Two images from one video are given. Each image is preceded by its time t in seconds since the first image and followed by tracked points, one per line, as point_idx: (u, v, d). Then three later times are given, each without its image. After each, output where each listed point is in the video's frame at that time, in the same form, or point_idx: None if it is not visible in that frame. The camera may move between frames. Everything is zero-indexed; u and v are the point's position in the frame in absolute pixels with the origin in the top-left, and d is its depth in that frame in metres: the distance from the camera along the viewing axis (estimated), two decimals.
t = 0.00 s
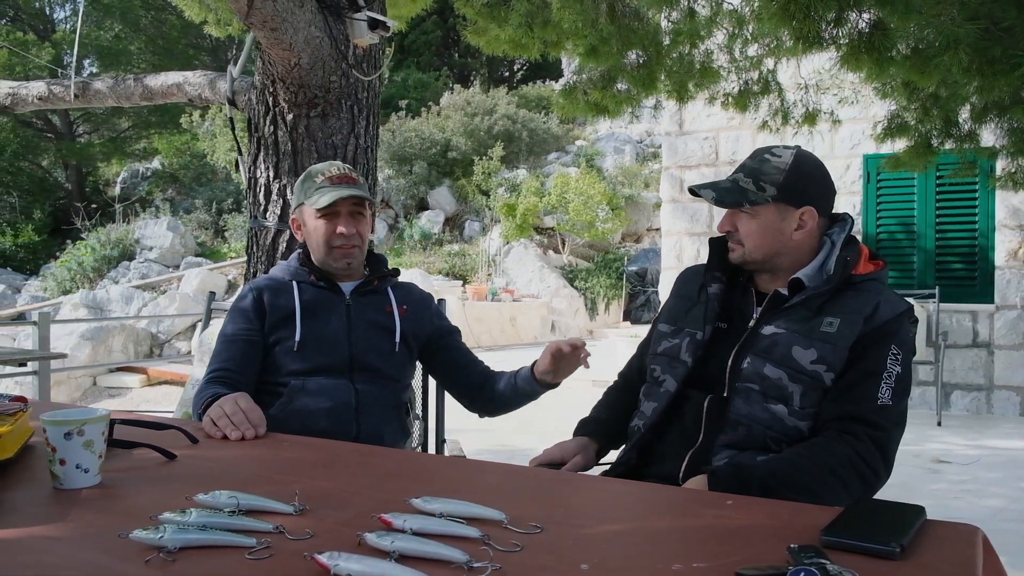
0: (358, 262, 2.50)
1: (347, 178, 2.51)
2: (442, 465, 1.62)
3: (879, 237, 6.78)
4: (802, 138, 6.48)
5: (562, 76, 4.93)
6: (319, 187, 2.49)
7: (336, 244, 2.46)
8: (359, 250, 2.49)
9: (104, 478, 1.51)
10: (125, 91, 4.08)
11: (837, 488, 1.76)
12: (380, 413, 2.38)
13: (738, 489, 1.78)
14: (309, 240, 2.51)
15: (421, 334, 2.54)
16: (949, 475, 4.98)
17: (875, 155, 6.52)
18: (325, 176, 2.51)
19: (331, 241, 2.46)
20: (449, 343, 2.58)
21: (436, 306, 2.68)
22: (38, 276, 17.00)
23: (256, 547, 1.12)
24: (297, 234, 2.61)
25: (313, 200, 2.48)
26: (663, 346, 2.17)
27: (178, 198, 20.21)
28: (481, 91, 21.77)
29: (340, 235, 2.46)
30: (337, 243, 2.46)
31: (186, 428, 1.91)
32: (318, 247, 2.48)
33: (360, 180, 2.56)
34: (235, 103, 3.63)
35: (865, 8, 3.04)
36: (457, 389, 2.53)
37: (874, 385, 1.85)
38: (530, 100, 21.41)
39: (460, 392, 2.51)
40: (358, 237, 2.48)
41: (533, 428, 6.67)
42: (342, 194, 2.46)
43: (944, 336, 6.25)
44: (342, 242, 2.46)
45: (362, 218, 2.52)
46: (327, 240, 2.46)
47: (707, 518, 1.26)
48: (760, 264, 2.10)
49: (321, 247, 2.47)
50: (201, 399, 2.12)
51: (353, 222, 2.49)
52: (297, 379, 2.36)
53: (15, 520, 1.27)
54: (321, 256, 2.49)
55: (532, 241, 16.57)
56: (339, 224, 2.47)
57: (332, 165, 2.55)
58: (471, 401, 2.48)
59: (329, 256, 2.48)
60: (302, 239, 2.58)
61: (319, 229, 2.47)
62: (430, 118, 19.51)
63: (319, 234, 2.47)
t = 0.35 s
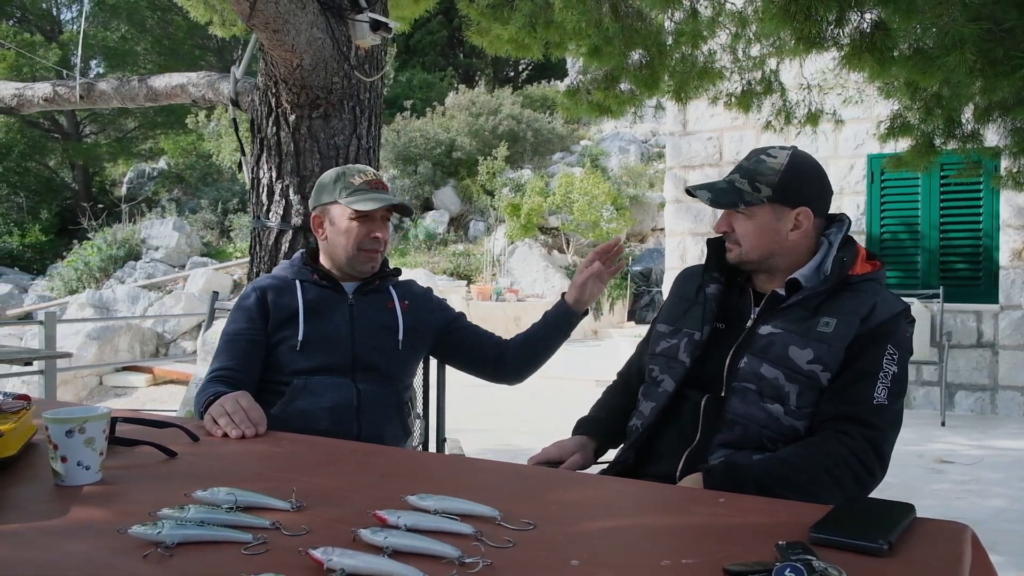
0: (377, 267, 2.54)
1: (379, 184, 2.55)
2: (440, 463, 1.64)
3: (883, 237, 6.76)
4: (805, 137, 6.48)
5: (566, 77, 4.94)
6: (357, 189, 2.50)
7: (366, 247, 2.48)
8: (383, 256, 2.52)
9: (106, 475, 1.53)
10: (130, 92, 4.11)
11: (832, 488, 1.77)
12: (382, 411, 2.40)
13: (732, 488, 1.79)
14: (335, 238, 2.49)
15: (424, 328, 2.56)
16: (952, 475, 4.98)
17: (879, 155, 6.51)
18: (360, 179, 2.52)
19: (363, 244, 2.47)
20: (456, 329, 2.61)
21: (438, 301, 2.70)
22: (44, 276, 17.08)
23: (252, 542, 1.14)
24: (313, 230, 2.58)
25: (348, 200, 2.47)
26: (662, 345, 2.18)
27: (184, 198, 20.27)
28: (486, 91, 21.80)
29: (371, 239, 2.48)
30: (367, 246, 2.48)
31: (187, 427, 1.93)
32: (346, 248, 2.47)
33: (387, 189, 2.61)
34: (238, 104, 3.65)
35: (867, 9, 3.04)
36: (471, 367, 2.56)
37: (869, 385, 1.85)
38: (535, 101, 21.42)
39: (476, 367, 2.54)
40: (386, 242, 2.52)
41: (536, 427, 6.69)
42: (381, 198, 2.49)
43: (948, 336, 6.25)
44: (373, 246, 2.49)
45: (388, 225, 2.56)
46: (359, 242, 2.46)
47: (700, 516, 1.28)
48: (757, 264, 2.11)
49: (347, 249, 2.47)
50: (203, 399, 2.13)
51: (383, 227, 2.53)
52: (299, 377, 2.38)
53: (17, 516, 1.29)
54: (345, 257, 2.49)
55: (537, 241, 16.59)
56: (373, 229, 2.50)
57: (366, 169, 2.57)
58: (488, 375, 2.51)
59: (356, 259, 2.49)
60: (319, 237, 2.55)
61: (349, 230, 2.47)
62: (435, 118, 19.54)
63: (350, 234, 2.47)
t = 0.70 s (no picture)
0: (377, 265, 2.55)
1: (377, 183, 2.56)
2: (434, 460, 1.66)
3: (885, 237, 6.74)
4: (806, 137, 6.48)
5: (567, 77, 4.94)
6: (355, 188, 2.51)
7: (366, 247, 2.50)
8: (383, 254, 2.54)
9: (103, 472, 1.55)
10: (132, 93, 4.14)
11: (823, 486, 1.79)
12: (379, 410, 2.41)
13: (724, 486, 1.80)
14: (334, 238, 2.50)
15: (420, 329, 2.57)
16: (952, 474, 4.98)
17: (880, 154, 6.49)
18: (358, 178, 2.53)
19: (363, 243, 2.49)
20: (454, 329, 2.62)
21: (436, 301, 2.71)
22: (49, 275, 17.14)
23: (244, 537, 1.16)
24: (313, 231, 2.59)
25: (346, 200, 2.49)
26: (656, 345, 2.19)
27: (188, 198, 20.32)
28: (490, 91, 21.81)
29: (371, 238, 2.50)
30: (367, 245, 2.49)
31: (185, 424, 1.95)
32: (346, 247, 2.48)
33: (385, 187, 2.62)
34: (239, 104, 3.67)
35: (865, 9, 3.05)
36: (465, 371, 2.56)
37: (861, 383, 1.87)
38: (538, 100, 21.43)
39: (469, 371, 2.53)
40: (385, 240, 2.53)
41: (537, 426, 6.69)
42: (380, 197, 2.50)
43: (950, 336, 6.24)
44: (373, 245, 2.50)
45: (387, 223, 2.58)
46: (359, 241, 2.48)
47: (688, 513, 1.29)
48: (749, 264, 2.12)
49: (348, 250, 2.49)
50: (201, 397, 2.15)
51: (383, 226, 2.54)
52: (296, 376, 2.40)
53: (15, 510, 1.31)
54: (346, 257, 2.50)
55: (540, 241, 16.60)
56: (373, 228, 2.51)
57: (363, 168, 2.58)
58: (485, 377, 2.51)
59: (357, 258, 2.50)
60: (318, 239, 2.56)
61: (349, 231, 2.48)
62: (438, 118, 19.57)
63: (350, 235, 2.48)
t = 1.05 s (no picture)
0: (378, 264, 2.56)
1: (377, 182, 2.57)
2: (428, 459, 1.67)
3: (887, 237, 6.72)
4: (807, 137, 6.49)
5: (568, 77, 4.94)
6: (355, 187, 2.52)
7: (367, 245, 2.50)
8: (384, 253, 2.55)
9: (101, 470, 1.56)
10: (133, 93, 4.16)
11: (819, 485, 1.79)
12: (377, 409, 2.42)
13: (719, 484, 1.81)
14: (335, 237, 2.51)
15: (418, 327, 2.58)
16: (953, 474, 4.97)
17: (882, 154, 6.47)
18: (358, 178, 2.54)
19: (364, 241, 2.50)
20: (452, 327, 2.63)
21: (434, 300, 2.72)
22: (53, 275, 17.18)
23: (238, 534, 1.17)
24: (314, 231, 2.60)
25: (346, 199, 2.50)
26: (653, 345, 2.20)
27: (192, 198, 20.36)
28: (493, 91, 21.82)
29: (371, 236, 2.51)
30: (368, 244, 2.50)
31: (183, 423, 1.96)
32: (347, 246, 2.49)
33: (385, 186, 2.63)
34: (240, 104, 3.69)
35: (864, 9, 3.05)
36: (465, 366, 2.57)
37: (857, 383, 1.87)
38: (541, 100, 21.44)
39: (469, 366, 2.54)
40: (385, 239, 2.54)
41: (539, 426, 6.70)
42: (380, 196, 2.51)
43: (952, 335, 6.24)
44: (373, 243, 2.51)
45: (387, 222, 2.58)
46: (360, 240, 2.49)
47: (680, 512, 1.29)
48: (747, 264, 2.13)
49: (349, 248, 2.49)
50: (200, 397, 2.16)
51: (383, 225, 2.55)
52: (295, 375, 2.41)
53: (13, 508, 1.32)
54: (347, 255, 2.51)
55: (542, 241, 16.61)
56: (373, 226, 2.52)
57: (363, 168, 2.59)
58: (484, 373, 2.51)
59: (357, 257, 2.51)
60: (318, 239, 2.57)
61: (349, 229, 2.49)
62: (441, 118, 19.59)
63: (350, 234, 2.49)
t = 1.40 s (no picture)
0: (358, 266, 2.54)
1: (352, 182, 2.53)
2: (426, 458, 1.67)
3: (889, 236, 6.72)
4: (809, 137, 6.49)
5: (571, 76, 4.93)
6: (325, 189, 2.52)
7: (337, 248, 2.50)
8: (359, 254, 2.52)
9: (102, 468, 1.56)
10: (136, 94, 4.17)
11: (818, 485, 1.80)
12: (377, 408, 2.43)
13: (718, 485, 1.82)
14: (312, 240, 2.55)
15: (416, 327, 2.58)
16: (955, 474, 4.97)
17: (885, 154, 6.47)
18: (330, 179, 2.53)
19: (333, 244, 2.50)
20: (451, 326, 2.63)
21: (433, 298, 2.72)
22: (57, 275, 17.22)
23: (238, 533, 1.17)
24: (304, 230, 2.66)
25: (315, 201, 2.51)
26: (653, 346, 2.20)
27: (195, 198, 20.39)
28: (496, 90, 21.82)
29: (341, 239, 2.50)
30: (338, 246, 2.50)
31: (184, 423, 1.97)
32: (318, 248, 2.52)
33: (365, 184, 2.59)
34: (242, 105, 3.70)
35: (866, 9, 3.05)
36: (466, 365, 2.58)
37: (856, 383, 1.88)
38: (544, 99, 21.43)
39: (469, 365, 2.55)
40: (359, 241, 2.51)
41: (540, 425, 6.71)
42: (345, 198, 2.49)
43: (955, 335, 6.23)
44: (343, 246, 2.50)
45: (366, 223, 2.55)
46: (327, 243, 2.50)
47: (676, 511, 1.30)
48: (746, 264, 2.13)
49: (321, 250, 2.52)
50: (201, 399, 2.17)
51: (356, 227, 2.52)
52: (296, 375, 2.42)
53: (16, 507, 1.33)
54: (323, 257, 2.54)
55: (545, 241, 16.61)
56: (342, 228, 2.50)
57: (341, 167, 2.57)
58: (485, 373, 2.52)
59: (330, 258, 2.52)
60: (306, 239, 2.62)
61: (320, 232, 2.51)
62: (444, 117, 19.60)
63: (322, 237, 2.51)
